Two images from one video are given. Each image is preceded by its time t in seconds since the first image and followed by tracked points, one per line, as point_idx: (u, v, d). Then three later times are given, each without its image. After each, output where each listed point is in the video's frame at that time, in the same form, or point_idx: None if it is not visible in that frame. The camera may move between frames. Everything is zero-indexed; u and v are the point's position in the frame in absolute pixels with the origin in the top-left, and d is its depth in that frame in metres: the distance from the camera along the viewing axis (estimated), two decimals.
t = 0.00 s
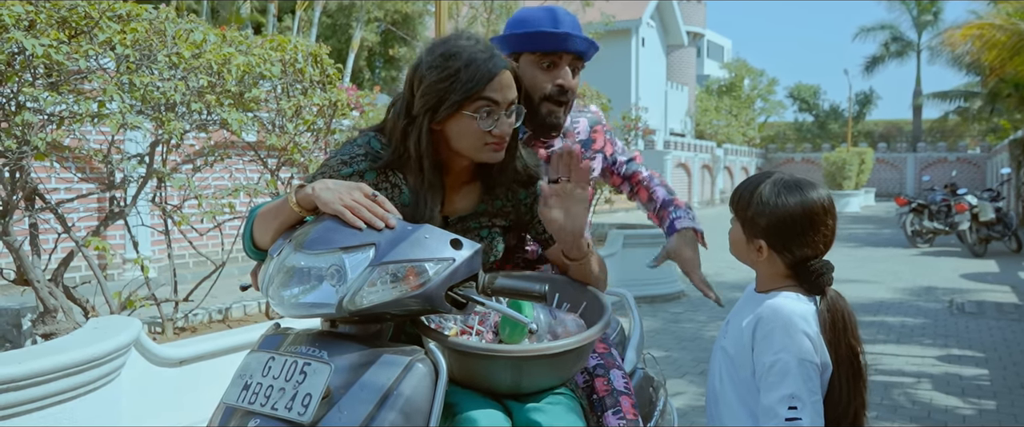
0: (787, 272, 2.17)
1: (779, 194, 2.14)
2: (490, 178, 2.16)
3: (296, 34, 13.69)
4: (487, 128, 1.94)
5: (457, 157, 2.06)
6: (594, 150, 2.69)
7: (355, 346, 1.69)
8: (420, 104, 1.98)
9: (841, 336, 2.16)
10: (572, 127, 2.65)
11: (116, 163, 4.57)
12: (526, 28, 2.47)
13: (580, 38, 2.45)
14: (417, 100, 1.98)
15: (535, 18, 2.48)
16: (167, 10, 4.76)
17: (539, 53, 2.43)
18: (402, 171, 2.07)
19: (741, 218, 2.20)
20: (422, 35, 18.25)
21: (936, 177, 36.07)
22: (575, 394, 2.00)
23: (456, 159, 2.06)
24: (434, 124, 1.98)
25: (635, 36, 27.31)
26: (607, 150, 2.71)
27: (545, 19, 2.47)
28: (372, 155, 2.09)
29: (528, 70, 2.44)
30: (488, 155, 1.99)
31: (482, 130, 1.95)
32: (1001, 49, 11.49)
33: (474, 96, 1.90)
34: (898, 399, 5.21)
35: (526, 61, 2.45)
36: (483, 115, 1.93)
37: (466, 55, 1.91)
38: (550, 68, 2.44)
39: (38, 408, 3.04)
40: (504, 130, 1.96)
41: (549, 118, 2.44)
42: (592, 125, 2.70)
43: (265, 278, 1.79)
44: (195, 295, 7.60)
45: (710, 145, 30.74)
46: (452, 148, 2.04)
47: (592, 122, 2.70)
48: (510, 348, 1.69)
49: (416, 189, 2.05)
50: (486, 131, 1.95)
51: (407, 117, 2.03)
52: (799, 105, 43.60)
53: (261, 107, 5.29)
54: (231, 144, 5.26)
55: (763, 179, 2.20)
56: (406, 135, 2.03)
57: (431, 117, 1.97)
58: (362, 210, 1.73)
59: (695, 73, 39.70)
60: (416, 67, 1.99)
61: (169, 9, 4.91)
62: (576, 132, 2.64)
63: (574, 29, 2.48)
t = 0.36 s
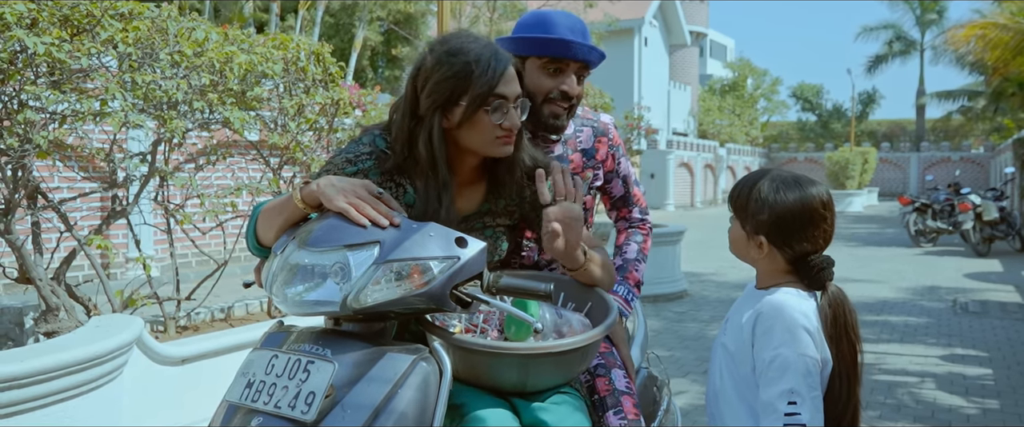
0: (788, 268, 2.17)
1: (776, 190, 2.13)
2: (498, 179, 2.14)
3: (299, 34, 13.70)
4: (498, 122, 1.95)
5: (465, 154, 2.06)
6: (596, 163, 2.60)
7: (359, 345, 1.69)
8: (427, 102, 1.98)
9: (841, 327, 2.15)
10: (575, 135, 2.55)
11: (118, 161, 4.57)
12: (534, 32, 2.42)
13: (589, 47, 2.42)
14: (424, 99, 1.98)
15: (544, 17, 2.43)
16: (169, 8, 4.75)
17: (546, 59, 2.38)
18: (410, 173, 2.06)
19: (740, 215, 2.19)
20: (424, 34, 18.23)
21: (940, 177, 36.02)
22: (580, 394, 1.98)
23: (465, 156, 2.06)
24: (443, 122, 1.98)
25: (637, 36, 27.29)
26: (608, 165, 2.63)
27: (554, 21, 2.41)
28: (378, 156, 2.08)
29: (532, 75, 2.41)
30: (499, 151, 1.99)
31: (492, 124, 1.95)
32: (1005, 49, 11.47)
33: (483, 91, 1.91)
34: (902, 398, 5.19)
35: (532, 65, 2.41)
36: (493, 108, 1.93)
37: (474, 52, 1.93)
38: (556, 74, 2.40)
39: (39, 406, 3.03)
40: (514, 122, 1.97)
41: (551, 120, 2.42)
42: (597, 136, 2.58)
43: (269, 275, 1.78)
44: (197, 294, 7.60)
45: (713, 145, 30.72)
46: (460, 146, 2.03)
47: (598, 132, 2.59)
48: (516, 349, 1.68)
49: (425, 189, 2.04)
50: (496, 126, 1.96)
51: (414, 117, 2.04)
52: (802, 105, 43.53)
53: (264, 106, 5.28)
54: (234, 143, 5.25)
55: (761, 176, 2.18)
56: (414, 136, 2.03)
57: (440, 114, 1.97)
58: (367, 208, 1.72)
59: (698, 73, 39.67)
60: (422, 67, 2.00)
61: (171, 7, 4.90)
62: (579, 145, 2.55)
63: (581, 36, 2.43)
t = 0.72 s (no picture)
0: (788, 268, 2.17)
1: (779, 192, 2.12)
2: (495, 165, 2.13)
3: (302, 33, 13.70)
4: (476, 87, 1.93)
5: (455, 136, 2.06)
6: (603, 137, 2.60)
7: (361, 344, 1.69)
8: (410, 83, 2.02)
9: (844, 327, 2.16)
10: (584, 109, 2.57)
11: (120, 160, 4.57)
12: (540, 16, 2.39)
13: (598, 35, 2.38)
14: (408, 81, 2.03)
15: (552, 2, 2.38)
16: (171, 8, 4.75)
17: (549, 42, 2.37)
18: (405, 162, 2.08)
19: (742, 215, 2.18)
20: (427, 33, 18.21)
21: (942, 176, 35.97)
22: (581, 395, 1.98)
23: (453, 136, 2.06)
24: (427, 100, 2.00)
25: (640, 35, 27.27)
26: (616, 141, 2.65)
27: (561, 5, 2.37)
28: (378, 153, 2.11)
29: (536, 58, 2.42)
30: (480, 119, 1.96)
31: (469, 89, 1.94)
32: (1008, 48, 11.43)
33: (455, 59, 1.94)
34: (904, 398, 5.18)
35: (536, 48, 2.41)
36: (468, 74, 1.93)
37: (449, 29, 2.00)
38: (559, 58, 2.40)
39: (41, 405, 3.04)
40: (494, 90, 1.95)
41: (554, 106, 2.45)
42: (605, 111, 2.61)
43: (270, 274, 1.78)
44: (199, 293, 7.60)
45: (715, 145, 30.69)
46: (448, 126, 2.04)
47: (606, 106, 2.62)
48: (518, 348, 1.67)
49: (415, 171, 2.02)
50: (473, 90, 1.94)
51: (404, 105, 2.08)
52: (804, 104, 43.47)
53: (265, 105, 5.28)
54: (236, 142, 5.26)
55: (764, 176, 2.17)
56: (403, 121, 2.05)
57: (423, 92, 2.00)
58: (369, 206, 1.72)
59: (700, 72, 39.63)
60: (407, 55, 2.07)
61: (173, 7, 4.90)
62: (586, 117, 2.57)
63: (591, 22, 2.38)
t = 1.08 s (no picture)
0: (791, 272, 2.17)
1: (789, 195, 2.12)
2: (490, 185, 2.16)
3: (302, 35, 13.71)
4: (472, 145, 1.92)
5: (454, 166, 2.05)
6: (600, 170, 2.62)
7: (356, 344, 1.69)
8: (417, 109, 1.98)
9: (841, 333, 2.17)
10: (581, 142, 2.59)
11: (120, 162, 4.58)
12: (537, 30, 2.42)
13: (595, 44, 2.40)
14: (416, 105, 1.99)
15: (551, 18, 2.42)
16: (171, 10, 4.75)
17: (555, 56, 2.37)
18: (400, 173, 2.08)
19: (747, 218, 2.19)
20: (426, 35, 18.22)
21: (942, 178, 35.97)
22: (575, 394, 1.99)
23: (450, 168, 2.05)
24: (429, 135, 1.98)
25: (640, 37, 27.29)
26: (615, 173, 2.66)
27: (557, 19, 2.42)
28: (375, 155, 2.11)
29: (541, 72, 2.41)
30: (473, 174, 1.96)
31: (467, 145, 1.93)
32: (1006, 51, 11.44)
33: (459, 112, 1.89)
34: (903, 400, 5.19)
35: (540, 64, 2.40)
36: (468, 130, 1.91)
37: (466, 70, 1.91)
38: (565, 72, 2.40)
39: (40, 406, 3.04)
40: (490, 148, 1.93)
41: (560, 123, 2.44)
42: (603, 144, 2.62)
43: (266, 275, 1.79)
44: (197, 295, 7.62)
45: (715, 147, 30.70)
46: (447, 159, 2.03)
47: (604, 139, 2.62)
48: (511, 347, 1.68)
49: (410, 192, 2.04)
50: (470, 148, 1.93)
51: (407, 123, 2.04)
52: (804, 106, 43.46)
53: (265, 107, 5.29)
54: (235, 144, 5.27)
55: (771, 178, 2.18)
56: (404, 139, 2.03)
57: (427, 125, 1.97)
58: (363, 208, 1.72)
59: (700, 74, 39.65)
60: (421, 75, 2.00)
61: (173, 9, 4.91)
62: (583, 150, 2.59)
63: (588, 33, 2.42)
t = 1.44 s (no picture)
0: (793, 271, 2.16)
1: (780, 196, 2.12)
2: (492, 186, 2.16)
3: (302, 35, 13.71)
4: (477, 144, 1.92)
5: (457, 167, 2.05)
6: (601, 174, 2.58)
7: (356, 346, 1.68)
8: (419, 110, 1.98)
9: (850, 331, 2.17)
10: (581, 145, 2.55)
11: (120, 162, 4.57)
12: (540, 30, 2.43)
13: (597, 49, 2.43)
14: (417, 105, 1.99)
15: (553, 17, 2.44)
16: (171, 10, 4.75)
17: (553, 57, 2.40)
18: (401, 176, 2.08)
19: (742, 223, 2.18)
20: (427, 35, 18.22)
21: (943, 177, 35.94)
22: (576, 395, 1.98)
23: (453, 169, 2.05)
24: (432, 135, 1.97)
25: (641, 36, 27.28)
26: (618, 177, 2.61)
27: (559, 20, 2.43)
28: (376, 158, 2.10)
29: (539, 74, 2.43)
30: (479, 172, 1.96)
31: (472, 144, 1.92)
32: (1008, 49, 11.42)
33: (464, 111, 1.90)
34: (905, 400, 5.18)
35: (539, 65, 2.43)
36: (473, 129, 1.91)
37: (469, 69, 1.92)
38: (562, 73, 2.42)
39: (39, 407, 3.03)
40: (496, 147, 1.93)
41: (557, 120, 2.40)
42: (604, 147, 2.57)
43: (265, 277, 1.78)
44: (198, 295, 7.62)
45: (716, 146, 30.69)
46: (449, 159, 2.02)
47: (605, 144, 2.58)
48: (509, 349, 1.67)
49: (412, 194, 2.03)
50: (475, 146, 1.92)
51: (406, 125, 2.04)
52: (805, 105, 43.44)
53: (265, 107, 5.28)
54: (235, 144, 5.26)
55: (760, 180, 2.17)
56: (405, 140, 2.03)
57: (430, 125, 1.97)
58: (363, 209, 1.72)
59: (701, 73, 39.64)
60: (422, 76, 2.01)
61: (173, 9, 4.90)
62: (584, 152, 2.54)
63: (590, 35, 2.44)
